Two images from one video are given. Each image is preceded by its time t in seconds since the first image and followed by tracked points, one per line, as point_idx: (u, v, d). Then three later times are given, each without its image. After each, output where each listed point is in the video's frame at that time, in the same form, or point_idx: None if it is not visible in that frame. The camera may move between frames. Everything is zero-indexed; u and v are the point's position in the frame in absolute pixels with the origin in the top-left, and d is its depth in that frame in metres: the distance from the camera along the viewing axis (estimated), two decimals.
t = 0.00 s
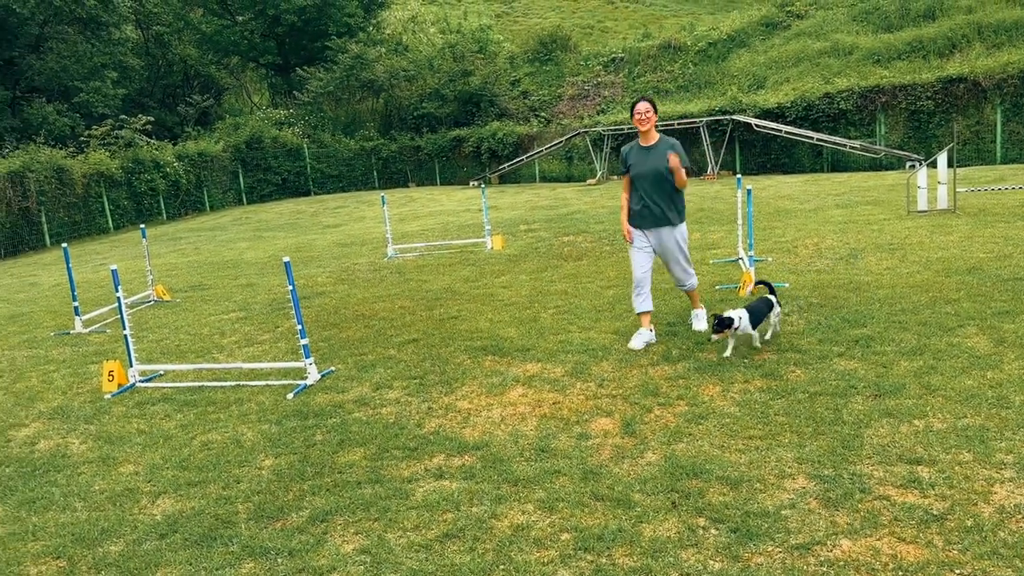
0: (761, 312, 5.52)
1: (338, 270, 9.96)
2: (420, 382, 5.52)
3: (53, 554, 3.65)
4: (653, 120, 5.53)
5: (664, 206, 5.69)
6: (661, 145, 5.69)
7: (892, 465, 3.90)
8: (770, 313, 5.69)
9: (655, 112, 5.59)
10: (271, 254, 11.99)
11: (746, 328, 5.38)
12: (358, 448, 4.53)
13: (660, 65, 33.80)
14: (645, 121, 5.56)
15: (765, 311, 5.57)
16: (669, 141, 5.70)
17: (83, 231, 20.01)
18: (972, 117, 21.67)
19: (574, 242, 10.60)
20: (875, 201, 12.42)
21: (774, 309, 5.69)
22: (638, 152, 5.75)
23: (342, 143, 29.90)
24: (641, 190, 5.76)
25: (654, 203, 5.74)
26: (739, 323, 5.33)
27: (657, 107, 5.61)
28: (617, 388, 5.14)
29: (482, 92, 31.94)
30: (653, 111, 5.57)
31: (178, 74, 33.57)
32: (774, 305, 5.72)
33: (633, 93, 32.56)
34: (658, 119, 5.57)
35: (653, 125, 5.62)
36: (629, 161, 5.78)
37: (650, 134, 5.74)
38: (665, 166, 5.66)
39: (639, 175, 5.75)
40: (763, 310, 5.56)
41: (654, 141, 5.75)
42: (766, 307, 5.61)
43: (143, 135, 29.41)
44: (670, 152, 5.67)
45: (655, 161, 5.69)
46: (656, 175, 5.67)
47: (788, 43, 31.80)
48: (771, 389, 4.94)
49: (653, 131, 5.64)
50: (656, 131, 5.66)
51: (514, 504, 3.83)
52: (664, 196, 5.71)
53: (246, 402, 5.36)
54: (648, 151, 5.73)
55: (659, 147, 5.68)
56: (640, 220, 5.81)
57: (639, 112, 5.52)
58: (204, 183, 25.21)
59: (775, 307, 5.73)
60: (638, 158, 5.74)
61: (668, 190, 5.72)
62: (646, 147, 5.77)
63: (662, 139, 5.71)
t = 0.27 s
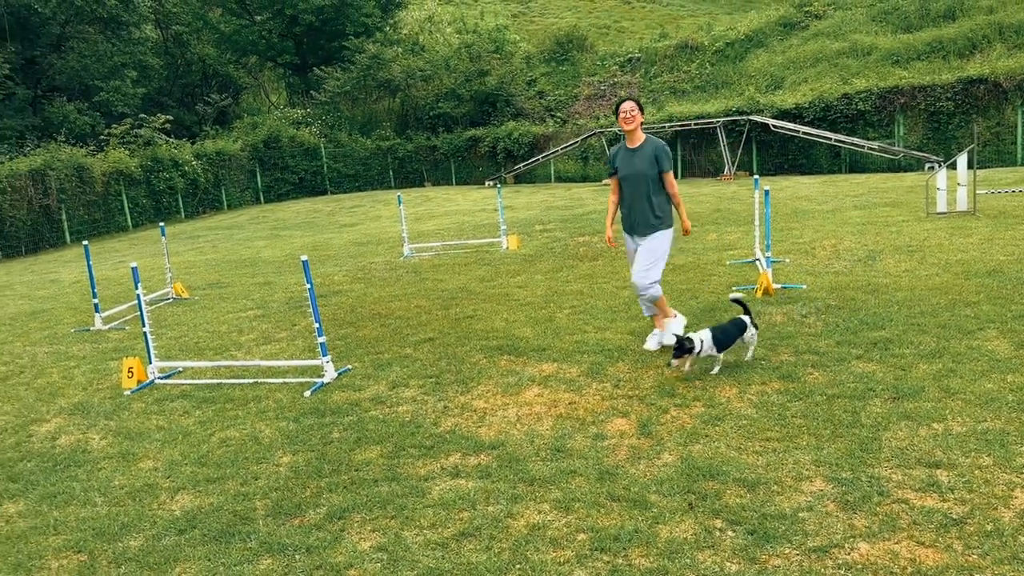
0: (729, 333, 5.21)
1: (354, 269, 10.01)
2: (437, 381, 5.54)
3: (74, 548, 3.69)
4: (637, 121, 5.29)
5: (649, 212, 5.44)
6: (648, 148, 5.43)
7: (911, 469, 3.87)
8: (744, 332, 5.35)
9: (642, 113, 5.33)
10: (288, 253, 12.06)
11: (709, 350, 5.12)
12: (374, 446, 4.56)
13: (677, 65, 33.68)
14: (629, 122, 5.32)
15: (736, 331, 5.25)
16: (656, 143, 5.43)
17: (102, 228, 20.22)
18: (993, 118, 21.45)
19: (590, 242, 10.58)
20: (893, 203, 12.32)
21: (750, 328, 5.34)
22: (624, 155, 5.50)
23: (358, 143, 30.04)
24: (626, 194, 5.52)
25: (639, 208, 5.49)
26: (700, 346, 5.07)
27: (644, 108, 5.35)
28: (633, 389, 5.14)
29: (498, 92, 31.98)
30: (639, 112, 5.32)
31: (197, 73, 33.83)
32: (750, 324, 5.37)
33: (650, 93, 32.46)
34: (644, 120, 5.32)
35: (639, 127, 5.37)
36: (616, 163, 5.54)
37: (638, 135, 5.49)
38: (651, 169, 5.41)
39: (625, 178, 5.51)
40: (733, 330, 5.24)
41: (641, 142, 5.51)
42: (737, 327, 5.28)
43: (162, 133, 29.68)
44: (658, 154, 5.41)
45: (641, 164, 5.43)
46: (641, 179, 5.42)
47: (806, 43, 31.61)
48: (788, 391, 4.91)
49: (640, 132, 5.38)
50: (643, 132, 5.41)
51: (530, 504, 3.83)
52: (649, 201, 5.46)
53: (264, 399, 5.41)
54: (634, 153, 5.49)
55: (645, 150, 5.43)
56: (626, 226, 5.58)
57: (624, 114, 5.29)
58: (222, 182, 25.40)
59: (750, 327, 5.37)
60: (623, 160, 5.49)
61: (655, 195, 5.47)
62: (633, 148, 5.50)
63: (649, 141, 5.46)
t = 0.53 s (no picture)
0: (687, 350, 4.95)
1: (372, 266, 10.04)
2: (454, 378, 5.54)
3: (94, 540, 3.72)
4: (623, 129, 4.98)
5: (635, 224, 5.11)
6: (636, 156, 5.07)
7: (933, 471, 3.82)
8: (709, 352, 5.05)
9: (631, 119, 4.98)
10: (306, 250, 12.12)
11: (662, 370, 4.88)
12: (392, 443, 4.57)
13: (696, 63, 33.51)
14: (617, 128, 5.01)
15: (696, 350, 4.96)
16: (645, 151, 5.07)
17: (122, 225, 20.42)
18: (1017, 117, 21.18)
19: (608, 241, 10.54)
20: (915, 202, 12.18)
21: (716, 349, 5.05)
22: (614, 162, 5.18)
23: (376, 141, 30.14)
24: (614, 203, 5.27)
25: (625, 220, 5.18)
26: (651, 365, 4.86)
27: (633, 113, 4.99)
28: (651, 389, 5.11)
29: (516, 91, 31.98)
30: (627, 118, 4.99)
31: (217, 71, 34.01)
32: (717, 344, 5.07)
33: (668, 91, 32.30)
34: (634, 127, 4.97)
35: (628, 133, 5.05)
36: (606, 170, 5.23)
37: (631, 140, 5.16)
38: (639, 179, 5.05)
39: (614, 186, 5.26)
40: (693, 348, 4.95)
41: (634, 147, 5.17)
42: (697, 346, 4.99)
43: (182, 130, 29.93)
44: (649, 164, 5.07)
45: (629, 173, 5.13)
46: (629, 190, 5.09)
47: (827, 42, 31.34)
48: (808, 391, 4.87)
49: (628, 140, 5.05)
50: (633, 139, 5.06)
51: (547, 502, 3.82)
52: (637, 212, 5.14)
53: (282, 395, 5.44)
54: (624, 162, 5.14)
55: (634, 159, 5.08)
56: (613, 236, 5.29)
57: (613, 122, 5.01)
58: (241, 179, 25.57)
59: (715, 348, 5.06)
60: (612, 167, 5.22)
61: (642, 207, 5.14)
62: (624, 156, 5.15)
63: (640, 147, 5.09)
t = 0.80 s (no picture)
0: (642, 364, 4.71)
1: (392, 263, 10.08)
2: (474, 375, 5.55)
3: (119, 532, 3.75)
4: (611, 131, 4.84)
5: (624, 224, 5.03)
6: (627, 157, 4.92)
7: (959, 473, 3.77)
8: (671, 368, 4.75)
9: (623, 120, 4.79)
10: (327, 246, 12.18)
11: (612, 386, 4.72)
12: (413, 439, 4.58)
13: (717, 61, 33.32)
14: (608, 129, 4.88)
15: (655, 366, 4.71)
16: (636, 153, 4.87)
17: (145, 220, 20.64)
18: None
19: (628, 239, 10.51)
20: (941, 202, 12.04)
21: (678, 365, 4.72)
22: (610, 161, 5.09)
23: (396, 138, 30.24)
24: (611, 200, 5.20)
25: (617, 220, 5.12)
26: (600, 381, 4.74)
27: (625, 114, 4.78)
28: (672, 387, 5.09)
29: (536, 88, 31.96)
30: (619, 119, 4.80)
31: (239, 68, 34.06)
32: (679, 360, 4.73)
33: (689, 89, 32.13)
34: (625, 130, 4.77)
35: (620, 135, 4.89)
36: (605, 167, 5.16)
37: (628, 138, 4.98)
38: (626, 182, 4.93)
39: (613, 183, 5.19)
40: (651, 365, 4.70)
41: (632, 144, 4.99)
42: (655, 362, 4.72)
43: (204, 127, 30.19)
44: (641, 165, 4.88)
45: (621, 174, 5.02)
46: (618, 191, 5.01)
47: (851, 39, 31.03)
48: (832, 391, 4.83)
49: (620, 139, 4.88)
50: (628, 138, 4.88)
51: (569, 500, 3.81)
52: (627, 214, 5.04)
53: (304, 390, 5.48)
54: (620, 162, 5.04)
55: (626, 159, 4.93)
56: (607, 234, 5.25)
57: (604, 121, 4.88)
58: (263, 176, 25.76)
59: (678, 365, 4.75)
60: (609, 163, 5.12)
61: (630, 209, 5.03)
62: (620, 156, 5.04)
63: (633, 148, 4.90)
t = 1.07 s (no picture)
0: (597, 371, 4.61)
1: (414, 259, 10.11)
2: (496, 372, 5.56)
3: (145, 524, 3.78)
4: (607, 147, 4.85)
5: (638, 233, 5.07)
6: (627, 170, 4.91)
7: (988, 475, 3.71)
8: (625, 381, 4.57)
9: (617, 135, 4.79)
10: (349, 242, 12.25)
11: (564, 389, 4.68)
12: (435, 435, 4.59)
13: (741, 58, 33.06)
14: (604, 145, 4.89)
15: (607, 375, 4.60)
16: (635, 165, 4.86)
17: (169, 216, 20.88)
18: None
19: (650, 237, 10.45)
20: (970, 201, 11.87)
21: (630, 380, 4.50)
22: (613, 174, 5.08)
23: (417, 135, 30.32)
24: (621, 209, 5.23)
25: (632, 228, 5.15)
26: (552, 383, 4.71)
27: (618, 129, 4.77)
28: (695, 386, 5.06)
29: (557, 85, 31.91)
30: (612, 135, 4.80)
31: (262, 65, 34.76)
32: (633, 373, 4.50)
33: (712, 86, 31.88)
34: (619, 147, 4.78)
35: (618, 150, 4.88)
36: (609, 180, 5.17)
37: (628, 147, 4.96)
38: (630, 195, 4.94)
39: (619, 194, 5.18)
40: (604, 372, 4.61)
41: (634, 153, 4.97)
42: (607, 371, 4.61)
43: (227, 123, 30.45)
44: (641, 175, 4.87)
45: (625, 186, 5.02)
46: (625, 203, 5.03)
47: (876, 36, 30.68)
48: (858, 392, 4.77)
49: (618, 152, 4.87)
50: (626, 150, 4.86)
51: (592, 497, 3.80)
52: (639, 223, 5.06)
53: (327, 385, 5.51)
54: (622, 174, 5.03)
55: (626, 171, 4.93)
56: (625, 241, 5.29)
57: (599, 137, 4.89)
58: (285, 172, 25.94)
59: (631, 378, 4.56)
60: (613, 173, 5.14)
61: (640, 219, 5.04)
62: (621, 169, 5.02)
63: (632, 160, 4.88)
